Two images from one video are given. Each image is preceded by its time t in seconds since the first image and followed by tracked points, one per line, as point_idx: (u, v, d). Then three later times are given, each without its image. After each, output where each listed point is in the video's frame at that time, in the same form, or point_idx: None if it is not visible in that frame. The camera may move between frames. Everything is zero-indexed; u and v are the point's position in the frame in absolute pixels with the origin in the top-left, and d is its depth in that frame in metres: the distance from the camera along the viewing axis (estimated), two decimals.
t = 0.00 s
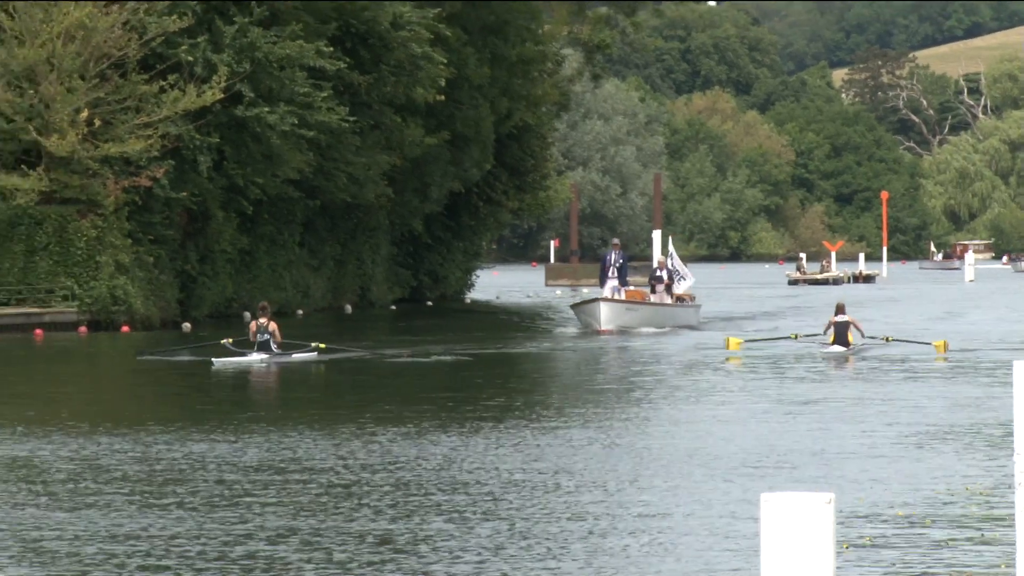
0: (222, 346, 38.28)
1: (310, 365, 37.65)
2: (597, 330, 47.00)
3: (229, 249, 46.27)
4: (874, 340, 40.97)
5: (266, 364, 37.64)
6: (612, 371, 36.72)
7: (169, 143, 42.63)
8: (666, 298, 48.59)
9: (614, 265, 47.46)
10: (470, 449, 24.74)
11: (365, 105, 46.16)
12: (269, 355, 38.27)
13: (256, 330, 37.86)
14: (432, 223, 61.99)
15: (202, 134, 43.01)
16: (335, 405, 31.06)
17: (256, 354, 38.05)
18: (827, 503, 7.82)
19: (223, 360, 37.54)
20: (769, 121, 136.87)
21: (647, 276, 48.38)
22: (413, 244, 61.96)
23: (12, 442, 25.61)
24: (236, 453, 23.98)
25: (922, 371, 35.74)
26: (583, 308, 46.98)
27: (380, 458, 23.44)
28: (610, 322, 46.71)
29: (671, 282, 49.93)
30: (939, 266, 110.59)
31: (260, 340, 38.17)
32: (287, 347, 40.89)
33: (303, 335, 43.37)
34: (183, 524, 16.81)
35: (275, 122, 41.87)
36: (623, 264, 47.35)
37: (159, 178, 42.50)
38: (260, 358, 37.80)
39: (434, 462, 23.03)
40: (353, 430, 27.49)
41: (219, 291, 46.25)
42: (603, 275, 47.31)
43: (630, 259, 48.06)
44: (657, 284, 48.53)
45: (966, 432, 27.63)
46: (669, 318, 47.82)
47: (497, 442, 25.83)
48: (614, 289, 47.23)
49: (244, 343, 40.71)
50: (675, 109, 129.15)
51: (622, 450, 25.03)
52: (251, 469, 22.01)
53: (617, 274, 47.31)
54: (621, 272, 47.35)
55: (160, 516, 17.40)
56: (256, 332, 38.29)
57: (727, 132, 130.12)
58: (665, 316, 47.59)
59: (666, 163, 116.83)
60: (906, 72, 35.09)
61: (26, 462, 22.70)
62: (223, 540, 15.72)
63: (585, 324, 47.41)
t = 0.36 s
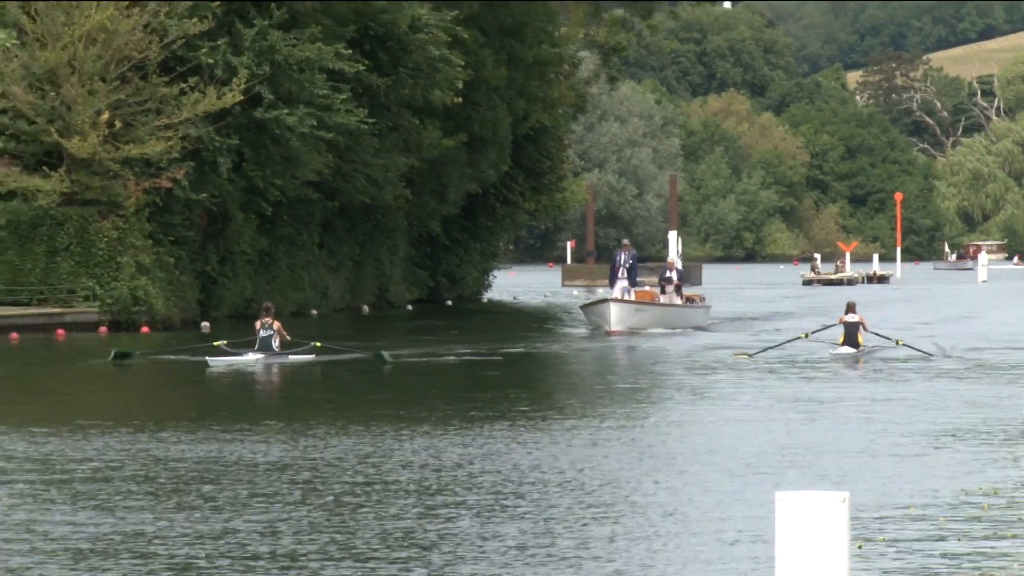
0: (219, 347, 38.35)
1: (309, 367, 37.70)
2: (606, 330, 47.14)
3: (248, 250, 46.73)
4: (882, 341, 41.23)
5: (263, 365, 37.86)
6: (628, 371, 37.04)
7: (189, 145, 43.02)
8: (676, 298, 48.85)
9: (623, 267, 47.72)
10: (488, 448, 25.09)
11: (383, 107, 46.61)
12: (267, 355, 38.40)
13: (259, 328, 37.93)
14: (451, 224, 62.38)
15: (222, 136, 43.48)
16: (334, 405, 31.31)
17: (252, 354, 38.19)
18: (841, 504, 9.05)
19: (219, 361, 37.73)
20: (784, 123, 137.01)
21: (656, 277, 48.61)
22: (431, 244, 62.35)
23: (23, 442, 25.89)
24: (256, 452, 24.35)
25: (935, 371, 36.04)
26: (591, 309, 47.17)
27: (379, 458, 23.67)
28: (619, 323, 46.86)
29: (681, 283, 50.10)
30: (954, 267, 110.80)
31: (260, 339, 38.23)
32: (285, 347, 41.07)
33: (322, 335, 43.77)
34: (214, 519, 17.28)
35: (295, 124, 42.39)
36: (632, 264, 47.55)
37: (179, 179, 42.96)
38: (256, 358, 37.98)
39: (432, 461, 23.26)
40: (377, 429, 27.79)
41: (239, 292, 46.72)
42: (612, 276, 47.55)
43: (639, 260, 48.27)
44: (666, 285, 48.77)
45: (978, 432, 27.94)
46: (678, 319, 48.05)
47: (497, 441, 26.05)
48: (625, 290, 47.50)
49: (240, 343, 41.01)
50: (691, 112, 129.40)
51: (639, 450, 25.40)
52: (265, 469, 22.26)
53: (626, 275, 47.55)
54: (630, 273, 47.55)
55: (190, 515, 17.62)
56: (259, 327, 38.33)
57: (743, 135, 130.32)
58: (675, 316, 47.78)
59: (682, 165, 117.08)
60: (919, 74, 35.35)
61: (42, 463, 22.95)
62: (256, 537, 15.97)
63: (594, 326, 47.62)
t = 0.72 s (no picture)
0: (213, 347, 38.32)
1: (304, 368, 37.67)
2: (611, 331, 47.41)
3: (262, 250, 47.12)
4: (886, 341, 41.51)
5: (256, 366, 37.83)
6: (639, 371, 37.36)
7: (204, 146, 43.38)
8: (679, 299, 49.11)
9: (627, 268, 47.98)
10: (503, 447, 25.42)
11: (395, 109, 47.01)
12: (262, 356, 38.40)
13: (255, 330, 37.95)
14: (462, 225, 62.76)
15: (236, 138, 43.87)
16: (326, 404, 31.63)
17: (246, 356, 38.12)
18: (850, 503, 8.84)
19: (212, 363, 37.69)
20: (793, 125, 137.24)
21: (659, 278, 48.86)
22: (443, 246, 62.70)
23: (32, 441, 26.18)
24: (275, 451, 24.69)
25: (943, 370, 36.37)
26: (596, 310, 47.44)
27: (379, 458, 23.93)
28: (623, 324, 47.12)
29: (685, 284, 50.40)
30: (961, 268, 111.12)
31: (256, 338, 38.21)
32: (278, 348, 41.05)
33: (335, 335, 44.12)
34: (241, 516, 17.65)
35: (309, 126, 42.78)
36: (636, 265, 47.82)
37: (194, 181, 43.33)
38: (250, 360, 37.98)
39: (441, 461, 23.58)
40: (396, 429, 28.11)
41: (252, 292, 47.11)
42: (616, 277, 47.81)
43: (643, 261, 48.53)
44: (669, 285, 49.02)
45: (985, 431, 28.26)
46: (682, 319, 48.30)
47: (493, 441, 26.33)
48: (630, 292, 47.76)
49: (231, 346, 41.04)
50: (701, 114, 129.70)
51: (652, 449, 25.76)
52: (285, 468, 22.54)
53: (630, 275, 47.82)
54: (634, 274, 47.81)
55: (212, 515, 17.92)
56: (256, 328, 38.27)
57: (752, 137, 130.58)
58: (678, 317, 48.03)
59: (692, 166, 117.41)
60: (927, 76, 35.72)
61: (63, 462, 23.30)
62: (279, 536, 16.25)
63: (598, 326, 47.89)
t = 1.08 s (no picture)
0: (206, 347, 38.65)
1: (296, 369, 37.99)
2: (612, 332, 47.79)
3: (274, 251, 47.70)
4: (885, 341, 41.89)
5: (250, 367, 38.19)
6: (646, 370, 37.84)
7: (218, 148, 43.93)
8: (679, 300, 49.49)
9: (628, 269, 48.38)
10: (510, 446, 25.90)
11: (406, 111, 47.56)
12: (254, 356, 38.86)
13: (245, 331, 38.33)
14: (473, 226, 63.28)
15: (249, 140, 44.43)
16: (325, 404, 32.04)
17: (240, 356, 38.52)
18: (857, 502, 8.98)
19: (205, 362, 38.05)
20: (800, 127, 137.61)
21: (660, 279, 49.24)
22: (453, 247, 63.22)
23: (37, 440, 26.63)
24: (286, 449, 25.18)
25: (943, 369, 36.81)
26: (598, 311, 47.81)
27: (381, 457, 24.36)
28: (625, 325, 47.49)
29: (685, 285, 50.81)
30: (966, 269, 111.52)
31: (247, 340, 38.65)
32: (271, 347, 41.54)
33: (348, 335, 44.68)
34: (257, 513, 18.16)
35: (321, 128, 43.35)
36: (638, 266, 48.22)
37: (207, 182, 43.87)
38: (243, 360, 38.40)
39: (449, 458, 24.05)
40: (406, 427, 28.58)
41: (265, 292, 47.70)
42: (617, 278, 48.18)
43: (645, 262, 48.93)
44: (670, 286, 49.43)
45: (981, 429, 28.72)
46: (683, 320, 48.70)
47: (492, 440, 26.72)
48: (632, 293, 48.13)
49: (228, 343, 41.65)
50: (709, 116, 130.07)
51: (657, 447, 26.24)
52: (295, 466, 23.01)
53: (632, 277, 48.19)
54: (636, 276, 48.19)
55: (222, 512, 18.40)
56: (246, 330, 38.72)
57: (760, 139, 130.93)
58: (679, 318, 48.43)
59: (700, 168, 117.82)
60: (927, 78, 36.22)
61: (81, 460, 23.82)
62: (296, 532, 16.77)
63: (600, 327, 48.27)
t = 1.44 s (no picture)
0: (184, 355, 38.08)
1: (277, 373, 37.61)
2: (610, 334, 47.76)
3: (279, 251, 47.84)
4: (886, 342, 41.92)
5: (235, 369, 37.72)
6: (650, 371, 37.94)
7: (222, 149, 44.02)
8: (677, 301, 49.50)
9: (627, 270, 48.39)
10: (516, 445, 26.02)
11: (411, 112, 47.68)
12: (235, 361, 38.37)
13: (223, 340, 37.84)
14: (478, 227, 63.39)
15: (254, 141, 44.54)
16: (331, 405, 32.19)
17: (222, 362, 37.90)
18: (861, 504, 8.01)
19: (184, 367, 37.49)
20: (804, 128, 137.67)
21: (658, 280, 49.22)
22: (458, 248, 63.33)
23: (45, 442, 26.77)
24: (294, 449, 25.28)
25: (945, 370, 36.86)
26: (596, 313, 47.82)
27: (387, 457, 24.48)
28: (623, 326, 47.47)
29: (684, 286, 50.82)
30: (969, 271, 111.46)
31: (226, 348, 38.13)
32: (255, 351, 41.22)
33: (354, 335, 44.90)
34: (268, 513, 18.27)
35: (326, 129, 43.48)
36: (637, 268, 48.22)
37: (212, 183, 43.98)
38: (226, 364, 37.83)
39: (456, 459, 24.16)
40: (414, 428, 28.71)
41: (269, 293, 47.86)
42: (616, 280, 48.18)
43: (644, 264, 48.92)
44: (668, 287, 49.44)
45: (983, 429, 28.78)
46: (682, 321, 48.72)
47: (498, 440, 26.86)
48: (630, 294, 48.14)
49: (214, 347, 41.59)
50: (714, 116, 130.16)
51: (663, 447, 26.37)
52: (301, 466, 23.09)
53: (630, 278, 48.19)
54: (634, 277, 48.17)
55: (229, 512, 18.48)
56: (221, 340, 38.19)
57: (764, 140, 130.99)
58: (678, 320, 48.41)
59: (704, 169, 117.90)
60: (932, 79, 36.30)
61: (92, 461, 23.94)
62: (311, 532, 16.90)
63: (599, 329, 48.27)
